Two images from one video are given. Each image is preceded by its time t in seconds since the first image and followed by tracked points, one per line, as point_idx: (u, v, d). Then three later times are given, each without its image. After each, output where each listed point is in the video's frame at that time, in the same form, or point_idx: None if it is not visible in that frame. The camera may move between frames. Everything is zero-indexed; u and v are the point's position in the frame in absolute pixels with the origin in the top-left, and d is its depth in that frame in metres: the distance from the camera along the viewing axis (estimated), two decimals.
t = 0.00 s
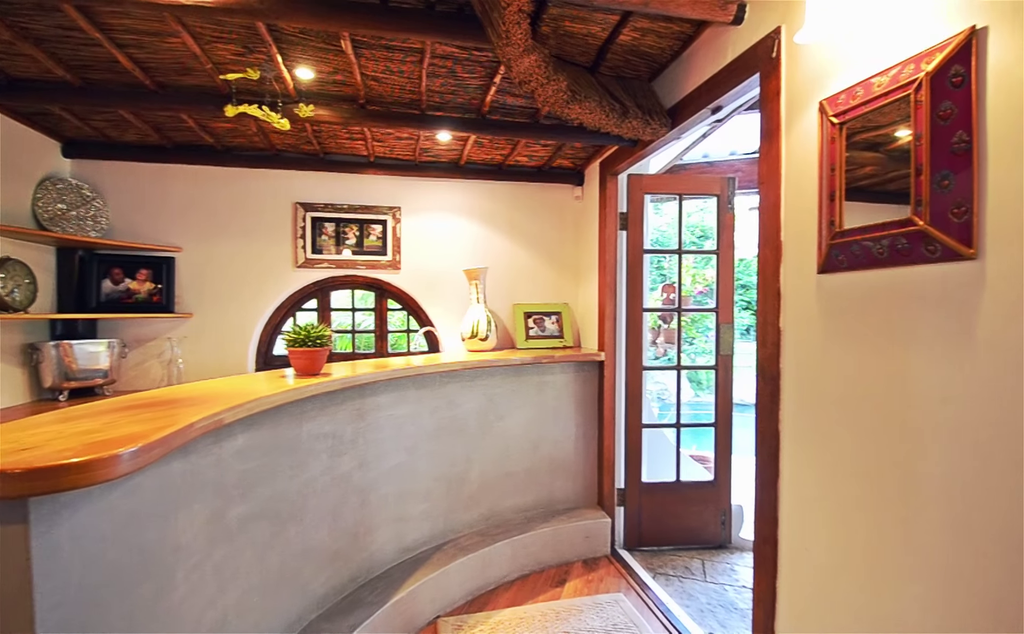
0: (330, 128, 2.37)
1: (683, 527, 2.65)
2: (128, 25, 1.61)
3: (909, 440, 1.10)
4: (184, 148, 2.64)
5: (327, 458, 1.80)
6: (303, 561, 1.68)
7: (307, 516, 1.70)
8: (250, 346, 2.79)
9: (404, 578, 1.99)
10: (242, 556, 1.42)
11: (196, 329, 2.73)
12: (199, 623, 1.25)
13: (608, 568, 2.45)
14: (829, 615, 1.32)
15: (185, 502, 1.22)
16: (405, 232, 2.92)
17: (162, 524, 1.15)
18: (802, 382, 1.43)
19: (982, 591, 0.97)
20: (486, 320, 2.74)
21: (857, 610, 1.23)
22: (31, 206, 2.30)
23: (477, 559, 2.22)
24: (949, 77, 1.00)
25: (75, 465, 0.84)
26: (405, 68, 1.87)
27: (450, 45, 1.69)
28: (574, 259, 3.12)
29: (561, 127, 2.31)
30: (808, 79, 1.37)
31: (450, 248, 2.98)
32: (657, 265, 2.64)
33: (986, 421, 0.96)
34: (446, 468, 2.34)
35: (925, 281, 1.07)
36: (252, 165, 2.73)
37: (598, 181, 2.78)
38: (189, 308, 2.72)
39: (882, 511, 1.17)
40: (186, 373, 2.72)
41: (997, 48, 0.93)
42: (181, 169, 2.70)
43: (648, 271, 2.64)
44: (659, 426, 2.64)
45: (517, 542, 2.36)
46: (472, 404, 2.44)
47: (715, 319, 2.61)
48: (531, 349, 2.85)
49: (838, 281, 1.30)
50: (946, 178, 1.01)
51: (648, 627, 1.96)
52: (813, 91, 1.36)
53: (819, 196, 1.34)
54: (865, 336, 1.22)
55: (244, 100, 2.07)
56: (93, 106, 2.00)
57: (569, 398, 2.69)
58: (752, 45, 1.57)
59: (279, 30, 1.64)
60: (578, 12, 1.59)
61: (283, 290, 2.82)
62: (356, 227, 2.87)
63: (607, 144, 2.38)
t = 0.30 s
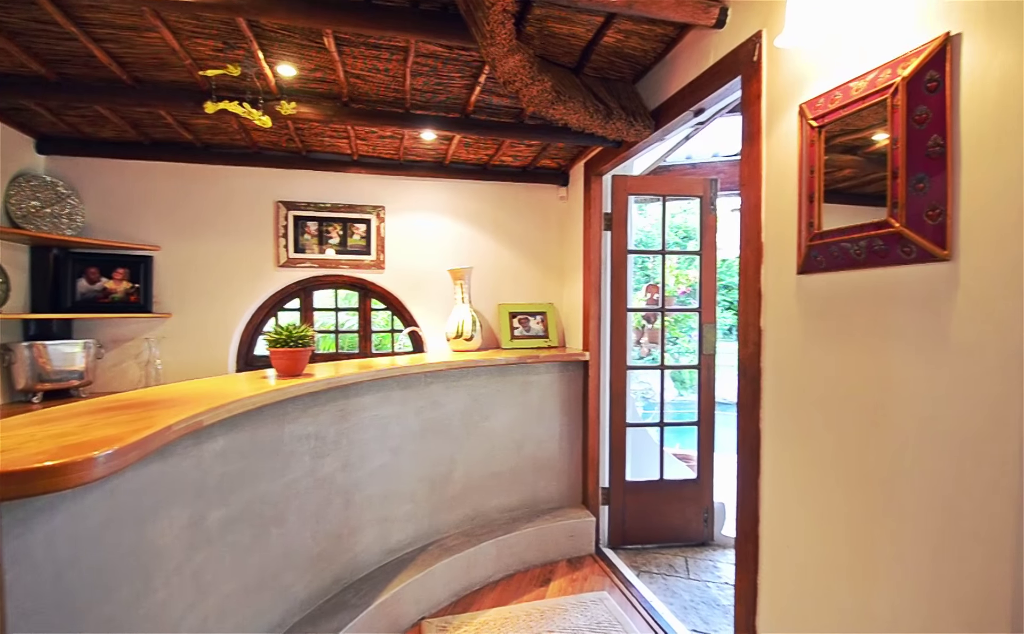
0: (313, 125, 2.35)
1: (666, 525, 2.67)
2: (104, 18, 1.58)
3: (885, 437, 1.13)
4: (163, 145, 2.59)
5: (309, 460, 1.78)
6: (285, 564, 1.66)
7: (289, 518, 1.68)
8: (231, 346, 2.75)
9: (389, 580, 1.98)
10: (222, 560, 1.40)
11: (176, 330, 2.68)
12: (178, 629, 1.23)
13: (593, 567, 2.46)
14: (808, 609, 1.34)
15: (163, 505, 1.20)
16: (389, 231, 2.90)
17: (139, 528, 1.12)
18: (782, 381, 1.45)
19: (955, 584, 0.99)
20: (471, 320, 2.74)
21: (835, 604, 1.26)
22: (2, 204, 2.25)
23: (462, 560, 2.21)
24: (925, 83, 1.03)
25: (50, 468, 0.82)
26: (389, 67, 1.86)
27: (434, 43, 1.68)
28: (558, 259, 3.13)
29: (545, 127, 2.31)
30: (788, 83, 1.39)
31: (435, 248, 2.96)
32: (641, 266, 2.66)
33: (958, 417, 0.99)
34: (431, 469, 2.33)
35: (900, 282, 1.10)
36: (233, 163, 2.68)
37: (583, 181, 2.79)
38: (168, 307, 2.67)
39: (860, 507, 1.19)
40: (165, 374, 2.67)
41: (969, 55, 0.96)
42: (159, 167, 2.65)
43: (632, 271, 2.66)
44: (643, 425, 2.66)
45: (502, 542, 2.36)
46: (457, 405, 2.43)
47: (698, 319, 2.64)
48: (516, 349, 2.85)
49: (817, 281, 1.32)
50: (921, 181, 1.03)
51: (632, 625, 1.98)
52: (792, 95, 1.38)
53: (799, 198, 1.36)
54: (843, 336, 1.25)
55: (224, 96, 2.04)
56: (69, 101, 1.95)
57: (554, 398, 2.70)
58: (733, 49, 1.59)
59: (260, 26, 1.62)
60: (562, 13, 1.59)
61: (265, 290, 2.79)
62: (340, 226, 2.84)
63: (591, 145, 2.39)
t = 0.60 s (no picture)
0: (294, 123, 2.32)
1: (649, 523, 2.70)
2: (79, 12, 1.54)
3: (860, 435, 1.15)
4: (140, 141, 2.54)
5: (290, 462, 1.75)
6: (265, 568, 1.64)
7: (269, 522, 1.65)
8: (210, 347, 2.71)
9: (372, 582, 1.96)
10: (200, 565, 1.37)
11: (153, 330, 2.63)
12: None
13: (577, 566, 2.47)
14: (787, 604, 1.37)
15: (139, 510, 1.18)
16: (372, 230, 2.87)
17: (116, 533, 1.10)
18: (762, 382, 1.47)
19: (929, 576, 1.02)
20: (455, 320, 2.73)
21: (814, 598, 1.28)
22: None
23: (446, 561, 2.21)
24: (899, 88, 1.05)
25: (20, 473, 0.79)
26: (371, 65, 1.85)
27: (417, 42, 1.67)
28: (542, 259, 3.14)
29: (529, 127, 2.31)
30: (767, 86, 1.41)
31: (419, 247, 2.95)
32: (624, 266, 2.68)
33: (931, 414, 1.01)
34: (415, 470, 2.32)
35: (876, 283, 1.12)
36: (212, 160, 2.64)
37: (566, 182, 2.80)
38: (144, 307, 2.61)
39: (838, 503, 1.22)
40: (141, 376, 2.62)
41: (942, 61, 0.99)
42: (136, 163, 2.60)
43: (615, 272, 2.67)
44: (626, 424, 2.68)
45: (486, 542, 2.36)
46: (441, 405, 2.42)
47: (680, 319, 2.67)
48: (501, 349, 2.85)
49: (795, 282, 1.35)
50: (895, 184, 1.06)
51: (616, 623, 1.99)
52: (771, 98, 1.40)
53: (777, 200, 1.38)
54: (820, 336, 1.27)
55: (202, 93, 2.01)
56: (41, 95, 1.90)
57: (538, 398, 2.70)
58: (714, 52, 1.61)
59: (240, 21, 1.59)
60: (546, 13, 1.60)
61: (245, 290, 2.75)
62: (321, 225, 2.81)
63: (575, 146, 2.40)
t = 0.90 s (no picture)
0: (277, 120, 2.29)
1: (635, 521, 2.72)
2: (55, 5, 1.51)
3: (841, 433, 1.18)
4: (119, 138, 2.49)
5: (273, 464, 1.73)
6: (248, 571, 1.61)
7: (253, 524, 1.63)
8: (191, 347, 2.67)
9: (358, 584, 1.95)
10: (182, 568, 1.35)
11: (134, 330, 2.58)
12: None
13: (564, 565, 2.48)
14: (771, 601, 1.39)
15: (118, 513, 1.15)
16: (357, 229, 2.85)
17: (94, 537, 1.08)
18: (746, 381, 1.49)
19: (908, 570, 1.04)
20: (441, 320, 2.72)
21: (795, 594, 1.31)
22: None
23: (433, 562, 2.20)
24: (878, 92, 1.07)
25: None
26: (356, 63, 1.83)
27: (402, 40, 1.66)
28: (528, 259, 3.14)
29: (515, 127, 2.31)
30: (751, 89, 1.43)
31: (405, 247, 2.94)
32: (610, 267, 2.70)
33: (909, 412, 1.03)
34: (401, 471, 2.31)
35: (855, 283, 1.15)
36: (194, 157, 2.60)
37: (553, 182, 2.80)
38: (123, 307, 2.57)
39: (819, 500, 1.24)
40: (120, 377, 2.56)
41: (919, 66, 1.01)
42: (115, 160, 2.55)
43: (601, 272, 2.69)
44: (612, 424, 2.70)
45: (472, 543, 2.36)
46: (427, 405, 2.41)
47: (665, 319, 2.69)
48: (487, 349, 2.84)
49: (777, 283, 1.37)
50: (874, 186, 1.09)
51: (602, 621, 2.00)
52: (754, 101, 1.42)
53: (760, 202, 1.40)
54: (801, 334, 1.29)
55: (183, 89, 1.98)
56: (16, 90, 1.85)
57: (524, 398, 2.71)
58: (697, 54, 1.62)
59: (221, 16, 1.57)
60: (531, 13, 1.60)
61: (228, 290, 2.71)
62: (306, 223, 2.78)
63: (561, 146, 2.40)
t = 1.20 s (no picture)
0: (262, 118, 2.26)
1: (623, 520, 2.73)
2: None
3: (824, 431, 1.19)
4: (100, 135, 2.45)
5: (258, 465, 1.71)
6: (233, 574, 1.59)
7: (237, 526, 1.61)
8: (174, 348, 2.63)
9: (344, 586, 1.94)
10: (165, 572, 1.33)
11: (115, 330, 2.54)
12: None
13: (551, 564, 2.48)
14: (756, 598, 1.40)
15: (99, 517, 1.13)
16: (344, 229, 2.83)
17: (74, 541, 1.06)
18: (731, 380, 1.51)
19: (888, 565, 1.06)
20: (429, 320, 2.71)
21: (780, 590, 1.32)
22: None
23: (420, 563, 2.19)
24: (860, 95, 1.09)
25: None
26: (343, 61, 1.82)
27: (389, 39, 1.65)
28: (516, 259, 3.14)
29: (504, 127, 2.31)
30: (736, 91, 1.44)
31: (392, 247, 2.92)
32: (598, 267, 2.71)
33: (890, 410, 1.05)
34: (388, 472, 2.30)
35: (837, 284, 1.17)
36: (177, 155, 2.56)
37: (541, 182, 2.81)
38: (105, 307, 2.52)
39: (803, 497, 1.26)
40: (101, 378, 2.50)
41: (900, 70, 1.03)
42: (96, 158, 2.50)
43: (589, 272, 2.70)
44: (600, 423, 2.71)
45: (460, 543, 2.35)
46: (414, 405, 2.40)
47: (652, 319, 2.71)
48: (475, 349, 2.84)
49: (761, 283, 1.38)
50: (856, 188, 1.11)
51: (589, 620, 2.01)
52: (739, 103, 1.43)
53: (745, 203, 1.41)
54: (785, 334, 1.31)
55: (166, 86, 1.95)
56: None
57: (512, 397, 2.71)
58: (683, 57, 1.64)
59: (206, 13, 1.55)
60: (519, 13, 1.60)
61: (212, 289, 2.67)
62: (291, 222, 2.75)
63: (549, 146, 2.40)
